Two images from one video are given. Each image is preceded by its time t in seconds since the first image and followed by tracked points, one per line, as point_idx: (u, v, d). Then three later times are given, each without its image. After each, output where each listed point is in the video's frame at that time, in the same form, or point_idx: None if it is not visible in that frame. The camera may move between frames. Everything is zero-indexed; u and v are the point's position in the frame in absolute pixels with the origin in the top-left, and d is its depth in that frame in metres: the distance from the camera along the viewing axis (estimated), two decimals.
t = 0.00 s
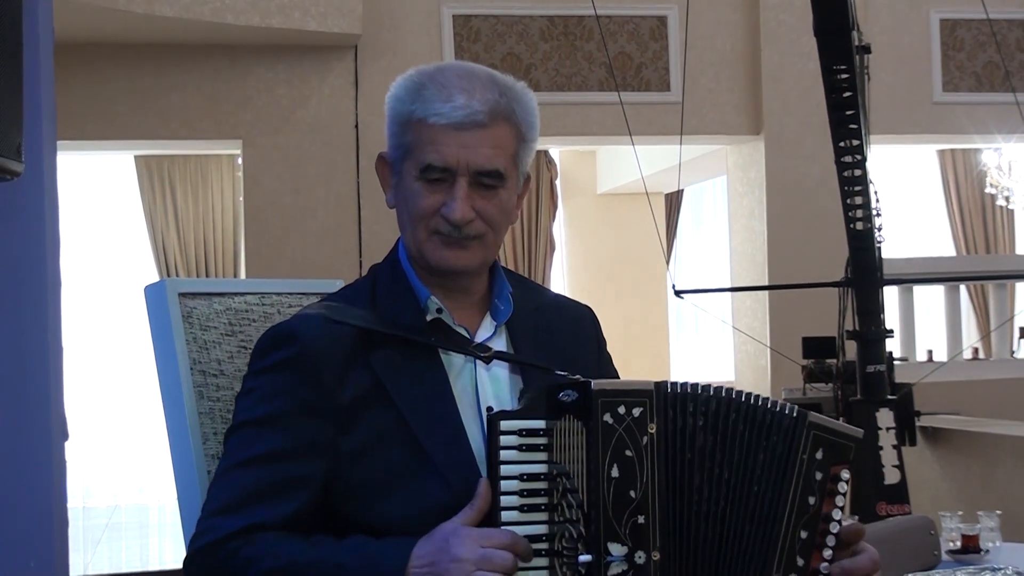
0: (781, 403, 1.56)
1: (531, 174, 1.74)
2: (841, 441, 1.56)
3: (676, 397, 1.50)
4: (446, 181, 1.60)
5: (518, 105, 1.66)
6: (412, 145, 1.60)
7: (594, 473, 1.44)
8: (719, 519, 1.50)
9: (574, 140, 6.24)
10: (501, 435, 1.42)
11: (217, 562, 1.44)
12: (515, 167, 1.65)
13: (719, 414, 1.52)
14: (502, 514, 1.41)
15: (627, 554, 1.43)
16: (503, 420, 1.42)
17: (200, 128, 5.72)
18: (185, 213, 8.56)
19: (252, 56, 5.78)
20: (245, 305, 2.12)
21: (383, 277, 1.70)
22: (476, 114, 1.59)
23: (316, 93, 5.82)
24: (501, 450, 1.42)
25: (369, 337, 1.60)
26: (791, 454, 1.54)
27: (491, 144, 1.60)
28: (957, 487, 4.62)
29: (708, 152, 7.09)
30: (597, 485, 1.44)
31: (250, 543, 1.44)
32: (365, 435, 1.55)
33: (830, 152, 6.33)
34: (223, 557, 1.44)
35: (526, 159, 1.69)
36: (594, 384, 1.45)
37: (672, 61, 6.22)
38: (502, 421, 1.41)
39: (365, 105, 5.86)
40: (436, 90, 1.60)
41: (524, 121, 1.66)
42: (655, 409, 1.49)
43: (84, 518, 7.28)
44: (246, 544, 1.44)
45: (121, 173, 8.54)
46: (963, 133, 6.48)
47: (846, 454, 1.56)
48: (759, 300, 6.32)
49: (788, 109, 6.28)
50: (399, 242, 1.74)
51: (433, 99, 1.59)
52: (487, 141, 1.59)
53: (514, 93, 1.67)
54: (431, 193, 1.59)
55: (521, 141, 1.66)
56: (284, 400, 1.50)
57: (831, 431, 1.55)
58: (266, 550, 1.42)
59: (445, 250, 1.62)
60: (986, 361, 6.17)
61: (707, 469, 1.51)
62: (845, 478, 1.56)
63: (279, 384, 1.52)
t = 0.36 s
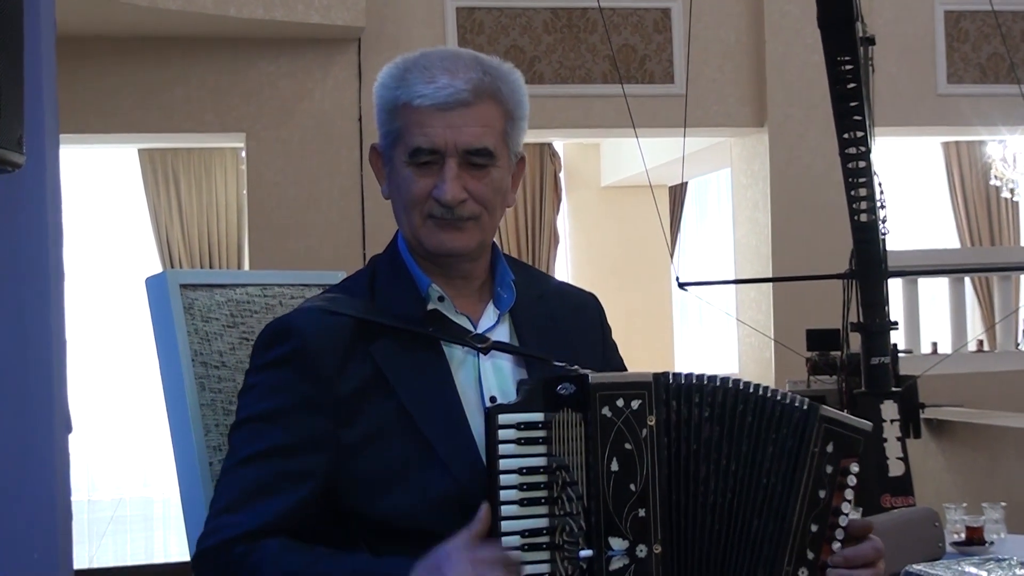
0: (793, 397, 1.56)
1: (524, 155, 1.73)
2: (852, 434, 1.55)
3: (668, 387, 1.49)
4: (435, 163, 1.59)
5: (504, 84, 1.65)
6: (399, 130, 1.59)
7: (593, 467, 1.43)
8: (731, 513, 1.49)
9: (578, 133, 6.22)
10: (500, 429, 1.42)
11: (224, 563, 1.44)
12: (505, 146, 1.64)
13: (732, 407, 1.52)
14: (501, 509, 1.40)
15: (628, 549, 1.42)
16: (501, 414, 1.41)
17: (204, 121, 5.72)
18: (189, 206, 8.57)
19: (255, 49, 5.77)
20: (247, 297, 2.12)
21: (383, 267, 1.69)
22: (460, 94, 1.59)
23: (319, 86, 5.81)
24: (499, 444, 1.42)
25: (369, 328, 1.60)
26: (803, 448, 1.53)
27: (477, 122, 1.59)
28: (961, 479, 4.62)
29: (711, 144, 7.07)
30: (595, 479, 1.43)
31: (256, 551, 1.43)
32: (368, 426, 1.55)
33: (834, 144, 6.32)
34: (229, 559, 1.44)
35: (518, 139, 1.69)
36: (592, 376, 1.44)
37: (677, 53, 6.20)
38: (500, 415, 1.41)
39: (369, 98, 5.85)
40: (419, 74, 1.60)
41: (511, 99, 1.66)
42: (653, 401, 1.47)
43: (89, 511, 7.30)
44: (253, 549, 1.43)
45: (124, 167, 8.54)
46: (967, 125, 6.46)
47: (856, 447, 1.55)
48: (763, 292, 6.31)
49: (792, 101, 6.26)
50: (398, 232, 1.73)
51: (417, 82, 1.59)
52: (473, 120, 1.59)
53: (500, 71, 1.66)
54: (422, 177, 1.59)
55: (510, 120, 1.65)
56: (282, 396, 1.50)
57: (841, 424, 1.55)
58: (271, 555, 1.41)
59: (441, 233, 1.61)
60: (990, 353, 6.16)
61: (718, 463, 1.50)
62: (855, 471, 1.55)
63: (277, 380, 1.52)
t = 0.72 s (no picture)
0: (820, 403, 1.54)
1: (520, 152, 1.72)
2: (873, 444, 1.52)
3: (669, 379, 1.48)
4: (431, 161, 1.58)
5: (502, 80, 1.64)
6: (394, 127, 1.58)
7: (593, 460, 1.42)
8: (743, 510, 1.49)
9: (579, 124, 6.21)
10: (501, 421, 1.40)
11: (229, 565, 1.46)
12: (501, 143, 1.63)
13: (751, 406, 1.52)
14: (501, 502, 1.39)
15: (627, 541, 1.42)
16: (503, 405, 1.40)
17: (205, 114, 5.71)
18: (191, 199, 8.56)
19: (255, 41, 5.75)
20: (244, 289, 2.11)
21: (379, 260, 1.69)
22: (456, 91, 1.57)
23: (320, 78, 5.80)
24: (500, 435, 1.40)
25: (367, 324, 1.59)
26: (825, 453, 1.52)
27: (474, 120, 1.58)
28: (962, 470, 4.62)
29: (713, 135, 7.05)
30: (596, 471, 1.42)
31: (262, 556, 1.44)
32: (366, 424, 1.54)
33: (836, 135, 6.30)
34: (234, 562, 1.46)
35: (514, 136, 1.68)
36: (593, 368, 1.43)
37: (678, 44, 6.18)
38: (502, 406, 1.40)
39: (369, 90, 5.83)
40: (415, 70, 1.58)
41: (508, 96, 1.65)
42: (655, 393, 1.46)
43: (90, 503, 7.32)
44: (257, 556, 1.45)
45: (126, 159, 8.53)
46: (969, 115, 6.43)
47: (877, 457, 1.52)
48: (765, 283, 6.30)
49: (793, 92, 6.24)
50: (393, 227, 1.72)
51: (413, 78, 1.58)
52: (470, 118, 1.58)
53: (497, 68, 1.65)
54: (417, 174, 1.58)
55: (506, 117, 1.65)
56: (280, 393, 1.49)
57: (864, 433, 1.52)
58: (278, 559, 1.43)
59: (436, 231, 1.60)
60: (991, 343, 6.15)
61: (733, 460, 1.50)
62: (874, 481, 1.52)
63: (274, 375, 1.51)
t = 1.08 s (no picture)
0: (827, 401, 1.56)
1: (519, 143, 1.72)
2: (879, 442, 1.55)
3: (665, 372, 1.47)
4: (430, 151, 1.57)
5: (499, 70, 1.63)
6: (394, 118, 1.58)
7: (588, 452, 1.40)
8: (748, 505, 1.49)
9: (579, 117, 6.20)
10: (497, 415, 1.43)
11: (210, 552, 1.43)
12: (499, 133, 1.63)
13: (755, 400, 1.52)
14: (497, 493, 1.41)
15: (625, 534, 1.38)
16: (498, 399, 1.42)
17: (203, 108, 5.69)
18: (190, 193, 8.54)
19: (253, 35, 5.74)
20: (242, 285, 2.11)
21: (377, 255, 1.69)
22: (455, 81, 1.57)
23: (318, 72, 5.78)
24: (496, 429, 1.43)
25: (364, 317, 1.59)
26: (835, 452, 1.53)
27: (472, 110, 1.57)
28: (962, 463, 4.62)
29: (712, 127, 7.04)
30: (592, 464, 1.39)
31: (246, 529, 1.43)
32: (360, 417, 1.54)
33: (835, 128, 6.29)
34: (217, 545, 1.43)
35: (512, 126, 1.67)
36: (587, 360, 1.41)
37: (677, 36, 6.16)
38: (497, 400, 1.42)
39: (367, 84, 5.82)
40: (414, 60, 1.58)
41: (506, 87, 1.64)
42: (651, 385, 1.44)
43: (91, 498, 7.32)
44: (238, 531, 1.43)
45: (124, 154, 8.51)
46: (969, 107, 6.42)
47: (883, 456, 1.55)
48: (765, 276, 6.29)
49: (793, 84, 6.23)
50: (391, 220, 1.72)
51: (412, 68, 1.57)
52: (468, 107, 1.57)
53: (495, 58, 1.64)
54: (416, 164, 1.57)
55: (504, 108, 1.64)
56: (273, 383, 1.48)
57: (872, 431, 1.54)
58: (259, 537, 1.41)
59: (435, 221, 1.60)
60: (990, 335, 6.15)
61: (736, 453, 1.50)
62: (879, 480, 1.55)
63: (270, 365, 1.50)
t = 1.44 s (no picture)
0: (837, 409, 1.52)
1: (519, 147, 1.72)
2: (891, 452, 1.49)
3: (663, 373, 1.47)
4: (430, 156, 1.57)
5: (500, 75, 1.63)
6: (394, 122, 1.58)
7: (585, 454, 1.40)
8: (751, 510, 1.47)
9: (578, 116, 6.20)
10: (494, 417, 1.43)
11: (217, 558, 1.44)
12: (499, 138, 1.62)
13: (760, 405, 1.51)
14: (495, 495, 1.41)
15: (622, 536, 1.39)
16: (495, 401, 1.43)
17: (202, 107, 5.69)
18: (189, 192, 8.54)
19: (252, 33, 5.73)
20: (240, 285, 2.11)
21: (376, 258, 1.69)
22: (455, 86, 1.56)
23: (317, 71, 5.77)
24: (493, 431, 1.43)
25: (362, 319, 1.59)
26: (845, 462, 1.48)
27: (472, 116, 1.57)
28: (961, 461, 4.62)
29: (710, 126, 7.03)
30: (589, 466, 1.40)
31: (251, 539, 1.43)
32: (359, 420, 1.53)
33: (834, 126, 6.29)
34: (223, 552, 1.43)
35: (512, 131, 1.67)
36: (584, 362, 1.42)
37: (676, 35, 6.16)
38: (495, 402, 1.43)
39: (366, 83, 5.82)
40: (415, 65, 1.58)
41: (507, 92, 1.64)
42: (648, 387, 1.44)
43: (89, 497, 7.32)
44: (244, 537, 1.43)
45: (123, 152, 8.49)
46: (968, 105, 6.41)
47: (895, 467, 1.50)
48: (764, 274, 6.29)
49: (792, 83, 6.23)
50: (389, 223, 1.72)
51: (412, 73, 1.57)
52: (468, 113, 1.57)
53: (495, 63, 1.64)
54: (415, 169, 1.57)
55: (505, 113, 1.64)
56: (273, 387, 1.48)
57: (883, 442, 1.49)
58: (269, 541, 1.42)
59: (434, 227, 1.60)
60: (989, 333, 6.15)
61: (739, 457, 1.49)
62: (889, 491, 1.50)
63: (270, 370, 1.50)
